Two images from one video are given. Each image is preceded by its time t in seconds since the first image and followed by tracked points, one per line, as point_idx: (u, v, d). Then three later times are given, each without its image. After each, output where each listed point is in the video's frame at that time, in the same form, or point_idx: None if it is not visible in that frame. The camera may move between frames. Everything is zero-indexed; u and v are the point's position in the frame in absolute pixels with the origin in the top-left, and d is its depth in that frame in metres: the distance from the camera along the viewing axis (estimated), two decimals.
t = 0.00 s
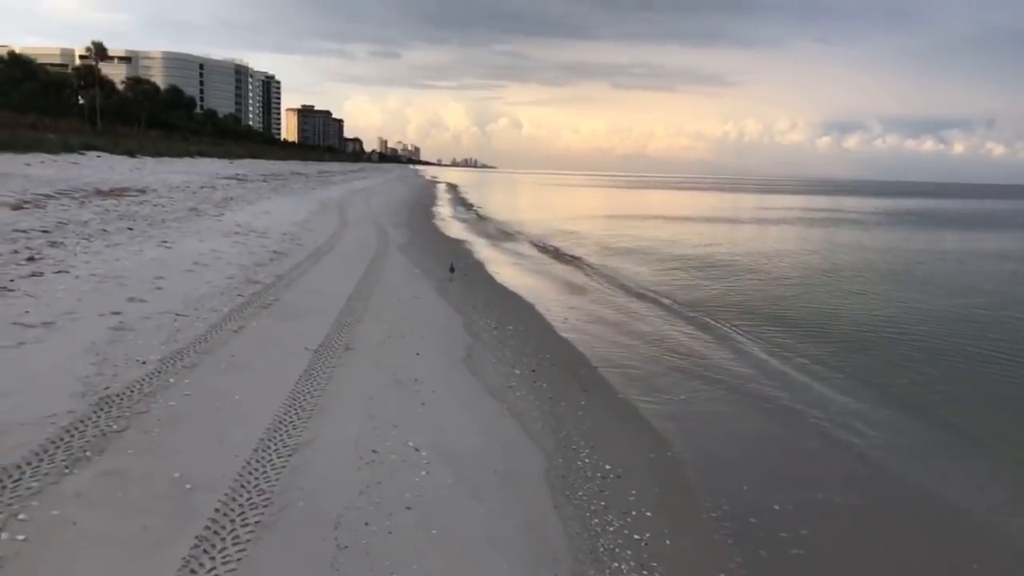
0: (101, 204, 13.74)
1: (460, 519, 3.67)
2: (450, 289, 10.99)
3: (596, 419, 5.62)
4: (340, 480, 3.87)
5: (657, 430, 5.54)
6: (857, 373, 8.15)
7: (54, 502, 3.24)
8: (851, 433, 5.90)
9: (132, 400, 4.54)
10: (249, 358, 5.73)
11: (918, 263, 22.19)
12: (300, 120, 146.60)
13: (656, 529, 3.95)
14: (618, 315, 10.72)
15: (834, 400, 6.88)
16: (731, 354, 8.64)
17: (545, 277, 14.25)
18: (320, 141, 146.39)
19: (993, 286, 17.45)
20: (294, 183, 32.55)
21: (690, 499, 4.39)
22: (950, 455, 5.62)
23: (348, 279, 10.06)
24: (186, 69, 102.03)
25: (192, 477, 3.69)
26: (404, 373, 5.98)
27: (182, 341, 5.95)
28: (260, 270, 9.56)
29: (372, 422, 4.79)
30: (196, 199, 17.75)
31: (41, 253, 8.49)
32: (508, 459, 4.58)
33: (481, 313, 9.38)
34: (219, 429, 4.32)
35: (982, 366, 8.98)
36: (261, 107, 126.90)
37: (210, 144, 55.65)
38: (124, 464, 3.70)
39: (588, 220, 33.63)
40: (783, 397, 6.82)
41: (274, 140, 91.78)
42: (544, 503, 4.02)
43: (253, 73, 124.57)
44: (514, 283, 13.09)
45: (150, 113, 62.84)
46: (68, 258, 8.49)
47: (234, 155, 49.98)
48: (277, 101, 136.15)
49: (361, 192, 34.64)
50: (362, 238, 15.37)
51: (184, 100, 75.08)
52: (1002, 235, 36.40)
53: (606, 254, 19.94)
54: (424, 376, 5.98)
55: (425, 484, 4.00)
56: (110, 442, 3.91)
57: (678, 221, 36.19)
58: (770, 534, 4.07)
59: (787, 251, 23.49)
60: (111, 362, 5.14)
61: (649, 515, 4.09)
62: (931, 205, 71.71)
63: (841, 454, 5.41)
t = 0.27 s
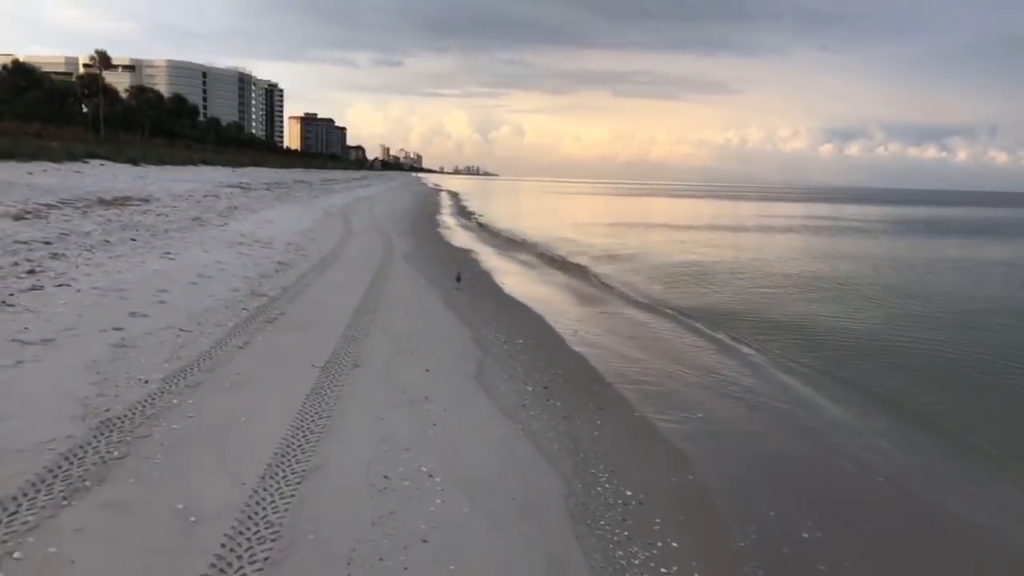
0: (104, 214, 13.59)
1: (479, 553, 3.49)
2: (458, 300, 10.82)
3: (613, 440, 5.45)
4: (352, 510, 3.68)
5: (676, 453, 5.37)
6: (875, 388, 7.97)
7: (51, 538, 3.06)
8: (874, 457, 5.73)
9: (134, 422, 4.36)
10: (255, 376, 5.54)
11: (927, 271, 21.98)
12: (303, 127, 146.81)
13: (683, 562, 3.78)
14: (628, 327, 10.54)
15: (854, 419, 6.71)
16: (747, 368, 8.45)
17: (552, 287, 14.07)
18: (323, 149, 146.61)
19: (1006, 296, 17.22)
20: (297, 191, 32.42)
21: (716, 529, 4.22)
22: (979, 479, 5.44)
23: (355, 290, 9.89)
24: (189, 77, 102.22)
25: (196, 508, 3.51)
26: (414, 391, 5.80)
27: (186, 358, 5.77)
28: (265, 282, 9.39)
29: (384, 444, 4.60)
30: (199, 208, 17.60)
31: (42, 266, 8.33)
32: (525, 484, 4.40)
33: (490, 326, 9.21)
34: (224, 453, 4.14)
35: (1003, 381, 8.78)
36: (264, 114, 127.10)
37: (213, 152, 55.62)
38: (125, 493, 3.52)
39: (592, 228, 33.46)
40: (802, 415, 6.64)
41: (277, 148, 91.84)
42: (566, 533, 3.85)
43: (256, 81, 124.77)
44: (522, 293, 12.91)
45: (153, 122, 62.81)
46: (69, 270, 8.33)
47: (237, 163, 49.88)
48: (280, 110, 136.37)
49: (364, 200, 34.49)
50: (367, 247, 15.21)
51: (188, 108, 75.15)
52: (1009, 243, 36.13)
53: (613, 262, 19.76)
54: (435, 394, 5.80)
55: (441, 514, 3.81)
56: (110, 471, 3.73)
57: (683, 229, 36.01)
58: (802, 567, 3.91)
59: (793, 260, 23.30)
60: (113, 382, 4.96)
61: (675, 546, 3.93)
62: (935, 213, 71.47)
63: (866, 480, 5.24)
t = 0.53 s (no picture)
0: (106, 227, 13.51)
1: None
2: (463, 314, 10.70)
3: (625, 460, 5.31)
4: (357, 538, 3.54)
5: (690, 474, 5.24)
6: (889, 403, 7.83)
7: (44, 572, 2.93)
8: (892, 477, 5.59)
9: (133, 444, 4.23)
10: (258, 395, 5.40)
11: (934, 282, 21.82)
12: (306, 139, 147.44)
13: None
14: (636, 340, 10.40)
15: (870, 436, 6.56)
16: (758, 383, 8.31)
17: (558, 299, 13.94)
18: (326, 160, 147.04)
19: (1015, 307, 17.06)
20: (301, 203, 32.38)
21: (734, 555, 4.10)
22: (1002, 501, 5.30)
23: (359, 304, 9.77)
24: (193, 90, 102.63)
25: (196, 537, 3.37)
26: (420, 409, 5.66)
27: (187, 376, 5.64)
28: (268, 297, 9.27)
29: (390, 467, 4.46)
30: (202, 220, 17.52)
31: (43, 280, 8.23)
32: (537, 507, 4.26)
33: (496, 339, 9.08)
34: (225, 477, 4.00)
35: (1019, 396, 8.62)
36: (268, 127, 127.55)
37: (217, 164, 55.73)
38: (122, 521, 3.39)
39: (596, 239, 33.36)
40: (818, 433, 6.50)
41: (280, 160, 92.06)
42: (581, 560, 3.71)
43: (260, 93, 125.22)
44: (528, 306, 12.78)
45: (157, 134, 63.01)
46: (69, 284, 8.22)
47: (240, 175, 49.91)
48: (284, 122, 136.84)
49: (367, 212, 34.42)
50: (371, 260, 15.10)
51: (192, 120, 75.43)
52: (1016, 254, 35.93)
53: (618, 273, 19.63)
54: (442, 413, 5.65)
55: (450, 540, 3.68)
56: (107, 497, 3.59)
57: (687, 240, 35.89)
58: None
59: (799, 271, 23.15)
60: (111, 402, 4.82)
61: (694, 573, 3.79)
62: (940, 224, 71.21)
63: (886, 502, 5.10)
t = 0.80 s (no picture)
0: (104, 238, 13.37)
1: None
2: (464, 324, 10.52)
3: (635, 479, 5.14)
4: (356, 567, 3.37)
5: (702, 495, 5.06)
6: (902, 416, 7.64)
7: None
8: (910, 497, 5.42)
9: (123, 466, 4.06)
10: (255, 411, 5.22)
11: (939, 290, 21.62)
12: (306, 149, 147.57)
13: None
14: (642, 350, 10.23)
15: (885, 453, 6.38)
16: (768, 395, 8.12)
17: (562, 309, 13.77)
18: (327, 170, 147.17)
19: None
20: (301, 213, 32.25)
21: None
22: None
23: (359, 315, 9.60)
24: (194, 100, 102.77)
25: (186, 567, 3.20)
26: (423, 425, 5.48)
27: (182, 391, 5.46)
28: (267, 309, 9.10)
29: (392, 488, 4.28)
30: (201, 230, 17.37)
31: (37, 292, 8.06)
32: (545, 530, 4.08)
33: (499, 351, 8.91)
34: (219, 501, 3.82)
35: None
36: (269, 136, 127.69)
37: (217, 173, 55.70)
38: (108, 551, 3.22)
39: (598, 248, 33.20)
40: (831, 450, 6.31)
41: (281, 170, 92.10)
42: None
43: (260, 103, 125.42)
44: (531, 315, 12.61)
45: (157, 144, 63.02)
46: (64, 296, 8.06)
47: (240, 185, 49.82)
48: (284, 132, 137.04)
49: (367, 221, 34.27)
50: (371, 270, 14.94)
51: (193, 130, 75.51)
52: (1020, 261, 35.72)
53: (622, 281, 19.45)
54: (445, 429, 5.48)
55: (454, 567, 3.50)
56: (94, 524, 3.42)
57: (688, 248, 35.74)
58: None
59: (802, 279, 22.98)
60: (101, 420, 4.65)
61: None
62: (942, 231, 71.03)
63: (906, 525, 4.92)
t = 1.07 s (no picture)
0: (103, 244, 13.24)
1: None
2: (468, 332, 10.35)
3: (646, 496, 4.99)
4: None
5: (714, 514, 4.89)
6: (917, 426, 7.45)
7: None
8: (928, 512, 5.25)
9: (115, 483, 3.91)
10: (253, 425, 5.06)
11: (945, 295, 21.40)
12: (308, 154, 147.70)
13: None
14: (648, 358, 10.06)
15: (901, 466, 6.21)
16: (779, 404, 7.96)
17: (566, 315, 13.61)
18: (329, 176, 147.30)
19: None
20: (303, 219, 32.13)
21: None
22: None
23: (361, 323, 9.45)
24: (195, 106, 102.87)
25: None
26: (427, 439, 5.32)
27: (179, 403, 5.31)
28: (267, 316, 8.95)
29: (394, 505, 4.13)
30: (201, 236, 17.24)
31: (33, 301, 7.92)
32: (554, 551, 3.92)
33: (504, 359, 8.76)
34: (215, 521, 3.67)
35: None
36: (271, 142, 127.82)
37: (219, 179, 55.72)
38: None
39: (601, 253, 33.05)
40: (846, 463, 6.13)
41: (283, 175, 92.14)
42: None
43: (262, 108, 125.55)
44: (535, 322, 12.46)
45: (159, 150, 63.07)
46: (60, 304, 7.92)
47: (242, 191, 49.76)
48: (286, 137, 137.22)
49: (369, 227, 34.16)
50: (373, 277, 14.80)
51: (195, 136, 75.62)
52: None
53: (626, 287, 19.29)
54: (450, 443, 5.32)
55: None
56: (83, 548, 3.27)
57: (691, 254, 35.59)
58: None
59: (807, 284, 22.79)
60: (95, 435, 4.50)
61: None
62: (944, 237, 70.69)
63: (925, 544, 4.76)
